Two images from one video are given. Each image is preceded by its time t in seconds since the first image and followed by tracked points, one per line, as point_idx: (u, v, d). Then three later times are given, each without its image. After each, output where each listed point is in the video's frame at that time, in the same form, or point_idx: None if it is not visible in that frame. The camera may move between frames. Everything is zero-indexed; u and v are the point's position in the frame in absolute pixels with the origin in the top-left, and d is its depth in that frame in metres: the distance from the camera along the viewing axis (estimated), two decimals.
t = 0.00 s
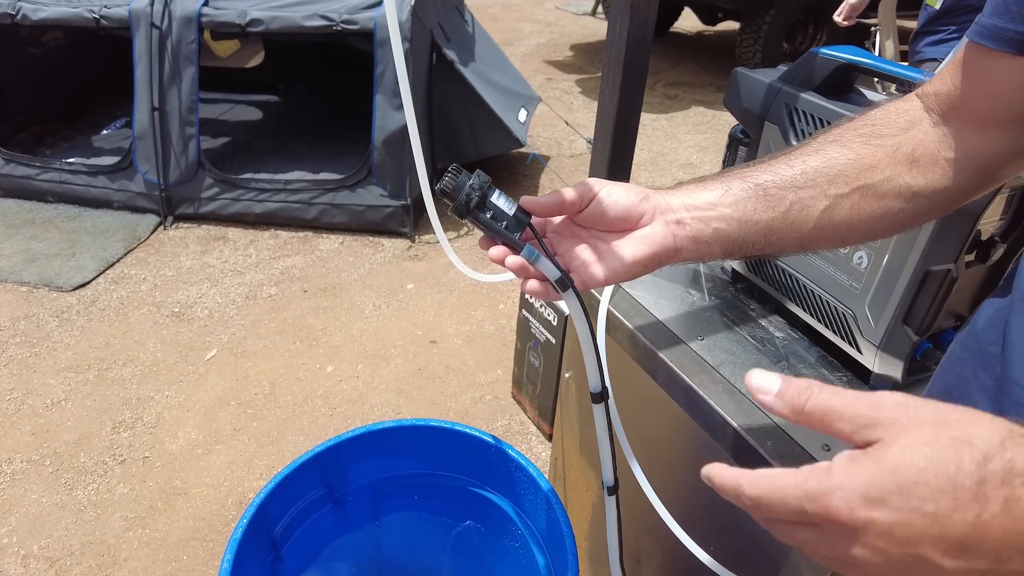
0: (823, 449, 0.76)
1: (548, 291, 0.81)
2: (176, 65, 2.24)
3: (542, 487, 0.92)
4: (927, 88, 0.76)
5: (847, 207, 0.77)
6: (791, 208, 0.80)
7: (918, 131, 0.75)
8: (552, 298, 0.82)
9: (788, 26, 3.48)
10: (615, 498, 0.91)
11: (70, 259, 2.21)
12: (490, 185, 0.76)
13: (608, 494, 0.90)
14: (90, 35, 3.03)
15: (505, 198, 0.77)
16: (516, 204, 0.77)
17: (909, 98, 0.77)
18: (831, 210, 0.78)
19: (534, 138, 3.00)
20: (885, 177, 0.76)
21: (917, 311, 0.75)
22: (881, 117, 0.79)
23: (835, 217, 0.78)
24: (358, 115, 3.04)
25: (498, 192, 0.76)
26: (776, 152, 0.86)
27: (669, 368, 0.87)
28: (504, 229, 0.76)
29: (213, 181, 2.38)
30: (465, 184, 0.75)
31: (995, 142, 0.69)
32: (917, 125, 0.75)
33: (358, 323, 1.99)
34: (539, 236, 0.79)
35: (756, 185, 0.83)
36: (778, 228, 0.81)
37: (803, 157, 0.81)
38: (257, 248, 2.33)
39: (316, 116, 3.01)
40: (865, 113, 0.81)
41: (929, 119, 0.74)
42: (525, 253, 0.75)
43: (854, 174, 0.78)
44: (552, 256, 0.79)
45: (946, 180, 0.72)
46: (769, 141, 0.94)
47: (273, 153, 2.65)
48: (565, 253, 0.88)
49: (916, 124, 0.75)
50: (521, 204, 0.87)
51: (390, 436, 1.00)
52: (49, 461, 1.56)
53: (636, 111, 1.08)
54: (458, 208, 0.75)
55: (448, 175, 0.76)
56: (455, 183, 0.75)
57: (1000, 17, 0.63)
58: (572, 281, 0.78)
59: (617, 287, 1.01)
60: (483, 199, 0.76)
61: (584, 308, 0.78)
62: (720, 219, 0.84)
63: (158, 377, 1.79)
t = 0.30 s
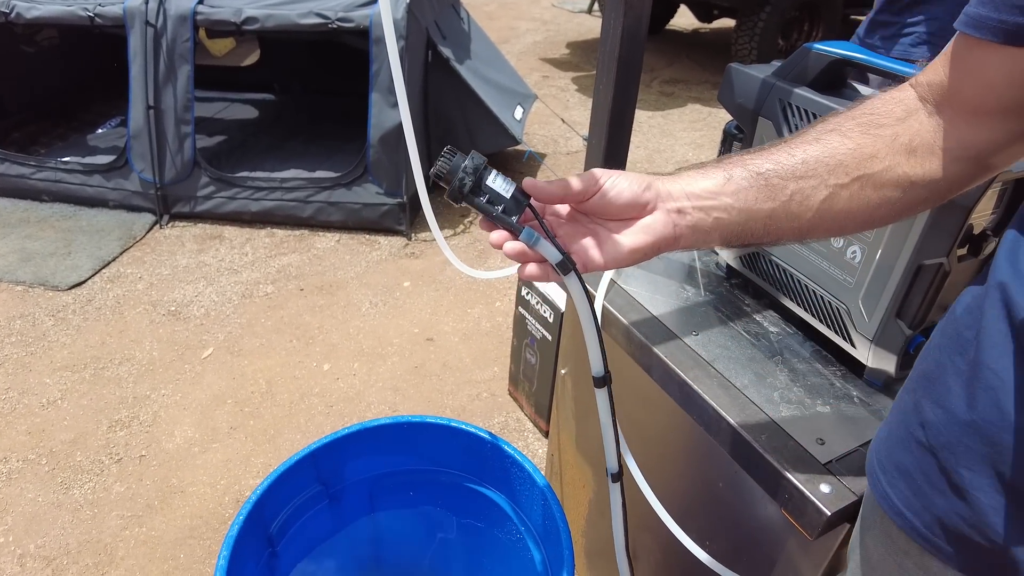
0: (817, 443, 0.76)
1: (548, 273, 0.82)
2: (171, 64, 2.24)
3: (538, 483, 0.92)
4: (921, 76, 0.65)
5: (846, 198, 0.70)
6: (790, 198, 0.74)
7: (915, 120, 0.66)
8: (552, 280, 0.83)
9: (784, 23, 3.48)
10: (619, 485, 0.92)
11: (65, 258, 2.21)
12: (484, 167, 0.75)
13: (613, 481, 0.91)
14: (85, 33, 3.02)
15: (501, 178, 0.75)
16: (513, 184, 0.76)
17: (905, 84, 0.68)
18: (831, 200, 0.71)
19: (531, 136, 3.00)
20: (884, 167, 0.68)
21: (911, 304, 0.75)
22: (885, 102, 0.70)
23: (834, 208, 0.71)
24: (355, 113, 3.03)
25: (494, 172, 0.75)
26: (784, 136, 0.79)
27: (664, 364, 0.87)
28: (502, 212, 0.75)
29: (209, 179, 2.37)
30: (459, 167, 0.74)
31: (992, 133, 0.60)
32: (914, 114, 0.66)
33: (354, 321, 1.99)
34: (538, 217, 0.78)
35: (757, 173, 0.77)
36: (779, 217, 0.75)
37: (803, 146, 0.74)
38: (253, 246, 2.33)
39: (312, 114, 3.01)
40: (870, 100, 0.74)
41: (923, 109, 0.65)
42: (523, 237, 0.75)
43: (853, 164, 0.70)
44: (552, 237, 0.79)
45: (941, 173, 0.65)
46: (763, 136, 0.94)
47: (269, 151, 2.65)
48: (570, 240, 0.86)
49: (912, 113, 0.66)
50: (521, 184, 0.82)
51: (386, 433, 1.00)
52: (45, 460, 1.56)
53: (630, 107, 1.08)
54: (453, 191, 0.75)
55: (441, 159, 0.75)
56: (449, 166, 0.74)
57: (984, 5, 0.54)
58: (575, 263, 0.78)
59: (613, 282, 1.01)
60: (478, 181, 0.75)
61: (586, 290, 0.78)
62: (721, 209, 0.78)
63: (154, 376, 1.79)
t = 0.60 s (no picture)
0: (807, 440, 0.77)
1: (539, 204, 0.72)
2: (164, 64, 2.23)
3: (531, 481, 0.93)
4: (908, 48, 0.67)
5: (840, 162, 0.69)
6: (784, 159, 0.72)
7: (907, 88, 0.66)
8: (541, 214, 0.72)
9: (778, 21, 3.49)
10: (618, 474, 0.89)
11: (59, 259, 2.21)
12: (482, 72, 0.65)
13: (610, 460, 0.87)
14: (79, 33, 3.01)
15: (499, 89, 0.66)
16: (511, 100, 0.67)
17: (893, 56, 0.69)
18: (825, 163, 0.70)
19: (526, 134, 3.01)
20: (877, 135, 0.68)
21: (900, 302, 0.76)
22: (879, 71, 0.70)
23: (826, 173, 0.70)
24: (349, 112, 3.04)
25: (492, 80, 0.65)
26: (776, 98, 0.79)
27: (655, 362, 0.87)
28: (497, 129, 0.66)
29: (203, 179, 2.37)
30: (454, 68, 0.63)
31: (979, 107, 0.62)
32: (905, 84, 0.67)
33: (349, 320, 2.00)
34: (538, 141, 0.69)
35: (752, 129, 0.74)
36: (771, 178, 0.72)
37: (799, 106, 0.74)
38: (248, 246, 2.32)
39: (307, 113, 3.01)
40: (864, 67, 0.74)
41: (910, 83, 0.66)
42: (520, 161, 0.66)
43: (848, 129, 0.69)
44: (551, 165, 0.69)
45: (927, 147, 0.65)
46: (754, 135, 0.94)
47: (263, 151, 2.64)
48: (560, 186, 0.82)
49: (900, 86, 0.67)
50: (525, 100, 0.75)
51: (379, 432, 1.01)
52: (40, 461, 1.56)
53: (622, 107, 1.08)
54: (445, 96, 0.63)
55: (432, 56, 0.63)
56: (442, 64, 0.63)
57: None
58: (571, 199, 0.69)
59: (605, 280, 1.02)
60: (475, 88, 0.64)
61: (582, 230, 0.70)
62: (713, 163, 0.74)
63: (149, 376, 1.79)
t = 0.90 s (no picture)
0: (803, 437, 0.77)
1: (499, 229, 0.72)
2: (158, 64, 2.22)
3: (528, 480, 0.92)
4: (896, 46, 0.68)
5: (825, 168, 0.70)
6: (768, 166, 0.72)
7: (893, 90, 0.66)
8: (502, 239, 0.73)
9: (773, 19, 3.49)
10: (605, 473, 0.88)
11: (54, 259, 2.20)
12: (419, 105, 0.68)
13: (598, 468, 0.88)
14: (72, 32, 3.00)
15: (441, 120, 0.69)
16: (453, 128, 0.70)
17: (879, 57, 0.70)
18: (810, 170, 0.70)
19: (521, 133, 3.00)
20: (863, 139, 0.68)
21: (895, 300, 0.76)
22: (862, 73, 0.71)
23: (813, 179, 0.70)
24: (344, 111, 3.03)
25: (431, 111, 0.68)
26: (757, 105, 0.80)
27: (651, 360, 0.87)
28: (445, 157, 0.69)
29: (198, 179, 2.36)
30: (390, 105, 0.66)
31: (971, 107, 0.62)
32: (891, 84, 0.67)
33: (346, 320, 1.99)
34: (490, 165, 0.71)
35: (731, 138, 0.76)
36: (755, 187, 0.73)
37: (780, 112, 0.74)
38: (243, 246, 2.32)
39: (301, 113, 3.00)
40: (845, 69, 0.74)
41: (900, 82, 0.66)
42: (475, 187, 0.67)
43: (833, 134, 0.69)
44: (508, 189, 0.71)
45: (919, 148, 0.65)
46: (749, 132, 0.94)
47: (258, 150, 2.64)
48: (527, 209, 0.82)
49: (889, 85, 0.67)
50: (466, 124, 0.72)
51: (376, 432, 1.00)
52: (34, 463, 1.55)
53: (617, 104, 1.08)
54: (386, 134, 0.66)
55: (367, 98, 0.66)
56: (377, 104, 0.66)
57: None
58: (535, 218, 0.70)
59: (601, 279, 1.01)
60: (415, 122, 0.67)
61: (547, 244, 0.72)
62: (692, 176, 0.76)
63: (144, 376, 1.78)
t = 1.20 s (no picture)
0: (799, 435, 0.76)
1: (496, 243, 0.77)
2: (152, 62, 2.21)
3: (524, 478, 0.92)
4: (896, 31, 0.68)
5: (824, 160, 0.70)
6: (766, 161, 0.72)
7: (891, 78, 0.67)
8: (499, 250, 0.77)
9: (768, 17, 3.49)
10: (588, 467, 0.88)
11: (47, 259, 2.19)
12: (414, 117, 0.66)
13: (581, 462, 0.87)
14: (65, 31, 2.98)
15: (434, 133, 0.68)
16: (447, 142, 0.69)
17: (878, 43, 0.70)
18: (809, 162, 0.70)
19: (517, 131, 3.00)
20: (862, 129, 0.68)
21: (890, 297, 0.76)
22: (860, 61, 0.71)
23: (812, 171, 0.70)
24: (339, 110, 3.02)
25: (425, 125, 0.67)
26: (752, 96, 0.80)
27: (646, 358, 0.87)
28: (439, 172, 0.68)
29: (192, 178, 2.35)
30: (385, 119, 0.64)
31: (969, 91, 0.62)
32: (891, 73, 0.67)
33: (341, 319, 1.98)
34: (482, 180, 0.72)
35: (727, 133, 0.76)
36: (753, 183, 0.73)
37: (776, 103, 0.75)
38: (238, 245, 2.31)
39: (296, 111, 2.99)
40: (841, 58, 0.74)
41: (900, 67, 0.67)
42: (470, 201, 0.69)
43: (831, 126, 0.70)
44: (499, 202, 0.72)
45: (918, 135, 0.66)
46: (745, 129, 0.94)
47: (253, 149, 2.63)
48: (520, 214, 0.82)
49: (889, 72, 0.67)
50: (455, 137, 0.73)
51: (371, 431, 1.00)
52: (28, 464, 1.54)
53: (611, 102, 1.08)
54: (382, 149, 0.64)
55: (361, 111, 0.64)
56: (372, 118, 0.64)
57: None
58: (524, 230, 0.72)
59: (596, 277, 1.01)
60: (410, 135, 0.66)
61: (538, 256, 0.73)
62: (689, 174, 0.76)
63: (139, 377, 1.77)
